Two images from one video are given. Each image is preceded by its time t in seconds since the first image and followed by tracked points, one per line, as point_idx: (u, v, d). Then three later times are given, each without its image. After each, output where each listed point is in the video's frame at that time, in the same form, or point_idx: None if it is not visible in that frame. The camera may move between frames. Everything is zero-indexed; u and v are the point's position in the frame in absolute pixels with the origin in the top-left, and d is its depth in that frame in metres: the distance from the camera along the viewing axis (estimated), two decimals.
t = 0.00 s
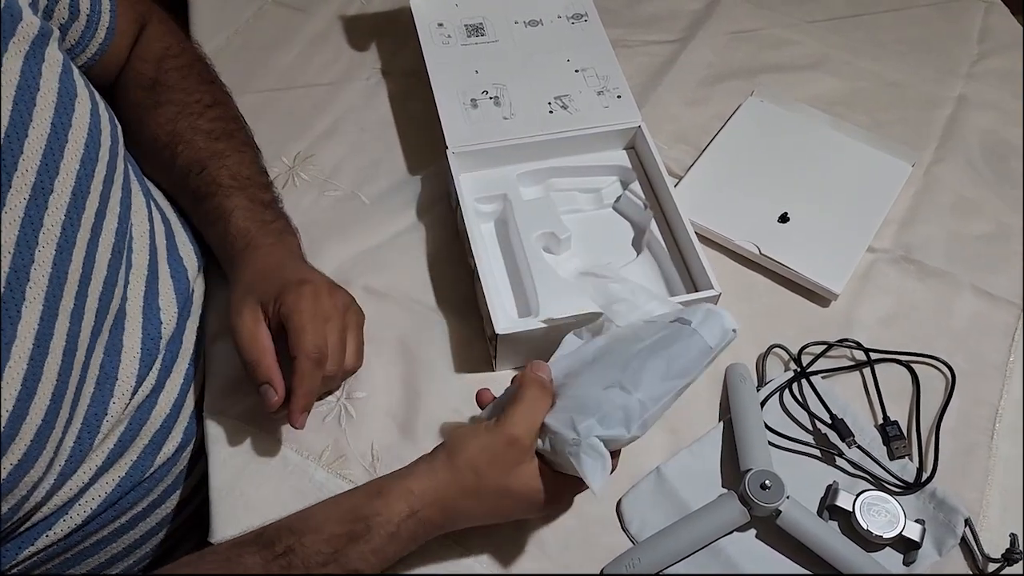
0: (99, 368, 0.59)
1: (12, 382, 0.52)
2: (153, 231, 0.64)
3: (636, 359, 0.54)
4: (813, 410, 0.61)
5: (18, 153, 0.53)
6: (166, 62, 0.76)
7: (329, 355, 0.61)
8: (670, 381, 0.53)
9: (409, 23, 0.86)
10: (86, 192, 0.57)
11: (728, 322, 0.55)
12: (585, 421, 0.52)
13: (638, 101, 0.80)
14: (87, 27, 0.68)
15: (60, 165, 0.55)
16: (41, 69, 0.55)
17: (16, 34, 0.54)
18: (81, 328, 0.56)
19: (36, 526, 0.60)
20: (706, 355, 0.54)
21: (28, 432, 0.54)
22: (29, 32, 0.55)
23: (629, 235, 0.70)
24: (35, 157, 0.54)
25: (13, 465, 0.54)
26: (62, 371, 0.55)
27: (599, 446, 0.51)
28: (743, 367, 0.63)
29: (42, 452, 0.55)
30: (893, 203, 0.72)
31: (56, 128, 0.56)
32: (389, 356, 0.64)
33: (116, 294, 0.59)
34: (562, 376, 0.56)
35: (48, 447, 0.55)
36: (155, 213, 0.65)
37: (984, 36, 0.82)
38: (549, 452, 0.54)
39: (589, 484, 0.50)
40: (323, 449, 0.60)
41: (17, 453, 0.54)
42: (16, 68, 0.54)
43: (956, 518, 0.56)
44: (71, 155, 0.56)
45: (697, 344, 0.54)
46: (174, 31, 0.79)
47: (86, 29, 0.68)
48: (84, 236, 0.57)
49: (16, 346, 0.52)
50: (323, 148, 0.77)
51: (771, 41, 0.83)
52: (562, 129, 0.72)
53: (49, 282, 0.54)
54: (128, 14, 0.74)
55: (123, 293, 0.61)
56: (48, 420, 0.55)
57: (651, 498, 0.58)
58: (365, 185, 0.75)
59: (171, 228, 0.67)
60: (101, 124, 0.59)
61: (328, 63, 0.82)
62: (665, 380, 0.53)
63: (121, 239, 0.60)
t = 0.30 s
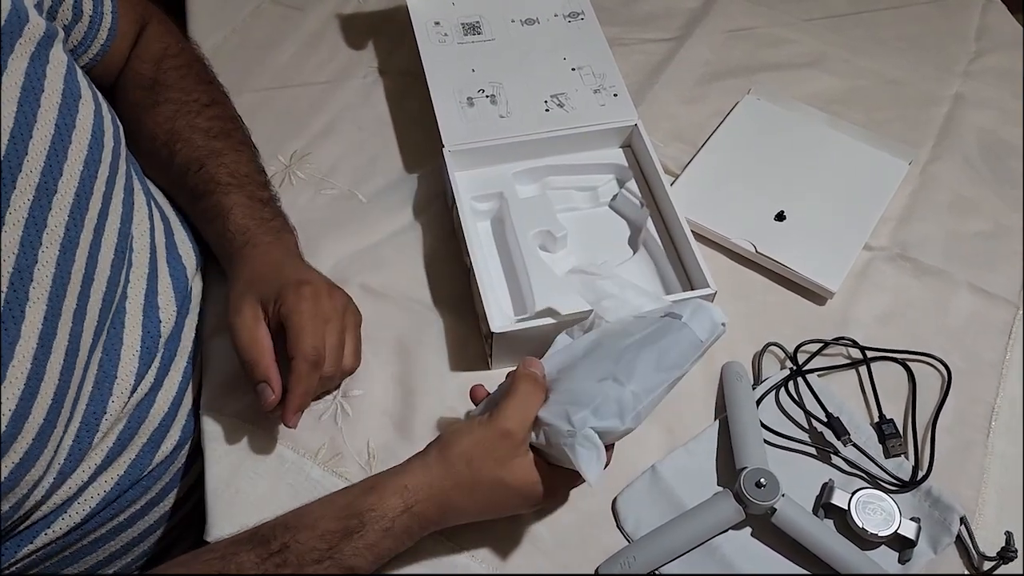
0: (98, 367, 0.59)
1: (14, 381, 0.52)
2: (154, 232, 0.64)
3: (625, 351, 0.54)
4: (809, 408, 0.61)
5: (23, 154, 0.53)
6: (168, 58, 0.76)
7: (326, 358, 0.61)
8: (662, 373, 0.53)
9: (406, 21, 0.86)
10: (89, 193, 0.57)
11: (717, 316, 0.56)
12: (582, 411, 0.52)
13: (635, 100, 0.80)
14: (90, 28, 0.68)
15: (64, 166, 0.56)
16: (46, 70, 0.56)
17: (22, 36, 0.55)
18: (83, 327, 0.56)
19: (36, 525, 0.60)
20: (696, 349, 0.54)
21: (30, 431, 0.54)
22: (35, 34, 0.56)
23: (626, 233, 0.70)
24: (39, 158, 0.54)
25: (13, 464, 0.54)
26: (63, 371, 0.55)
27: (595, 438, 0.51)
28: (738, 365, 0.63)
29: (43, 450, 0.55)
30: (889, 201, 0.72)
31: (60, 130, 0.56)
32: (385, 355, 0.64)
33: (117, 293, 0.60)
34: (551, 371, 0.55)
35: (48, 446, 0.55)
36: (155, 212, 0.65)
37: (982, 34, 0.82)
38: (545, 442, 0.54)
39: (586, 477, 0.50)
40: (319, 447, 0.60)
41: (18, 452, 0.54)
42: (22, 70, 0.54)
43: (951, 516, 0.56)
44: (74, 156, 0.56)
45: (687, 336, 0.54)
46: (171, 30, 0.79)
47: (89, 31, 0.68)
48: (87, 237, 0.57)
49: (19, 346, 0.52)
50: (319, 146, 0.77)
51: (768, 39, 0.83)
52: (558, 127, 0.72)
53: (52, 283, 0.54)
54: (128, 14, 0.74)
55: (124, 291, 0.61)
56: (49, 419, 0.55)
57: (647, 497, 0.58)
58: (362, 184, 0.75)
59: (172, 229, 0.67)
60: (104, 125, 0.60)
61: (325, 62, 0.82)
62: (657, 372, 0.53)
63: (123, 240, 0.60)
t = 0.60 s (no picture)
0: (103, 359, 0.59)
1: (19, 372, 0.53)
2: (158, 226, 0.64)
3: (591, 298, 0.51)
4: (807, 403, 0.62)
5: (26, 145, 0.54)
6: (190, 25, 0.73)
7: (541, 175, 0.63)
8: (633, 314, 0.51)
9: (406, 18, 0.86)
10: (91, 186, 0.57)
11: (673, 224, 0.52)
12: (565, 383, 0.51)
13: (633, 96, 0.80)
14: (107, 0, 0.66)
15: (65, 158, 0.56)
16: (47, 64, 0.56)
17: (20, 28, 0.55)
18: (87, 320, 0.57)
19: (41, 515, 0.60)
20: (662, 270, 0.51)
21: (34, 425, 0.54)
22: (33, 28, 0.56)
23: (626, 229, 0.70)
24: (42, 151, 0.54)
25: (20, 454, 0.54)
26: (68, 362, 0.55)
27: (581, 410, 0.52)
28: (737, 360, 0.63)
29: (49, 441, 0.55)
30: (888, 197, 0.72)
31: (61, 123, 0.56)
32: (383, 351, 0.64)
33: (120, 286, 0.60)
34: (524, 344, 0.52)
35: (55, 436, 0.55)
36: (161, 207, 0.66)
37: (981, 31, 0.82)
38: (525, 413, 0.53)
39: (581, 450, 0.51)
40: (316, 442, 0.60)
41: (25, 442, 0.54)
42: (24, 64, 0.55)
43: (949, 510, 0.56)
44: (77, 149, 0.57)
45: (651, 263, 0.51)
46: None
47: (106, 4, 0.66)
48: (89, 230, 0.57)
49: (25, 336, 0.53)
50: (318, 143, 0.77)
51: (767, 36, 0.83)
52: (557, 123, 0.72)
53: (55, 276, 0.54)
54: None
55: (128, 285, 0.61)
56: (55, 411, 0.55)
57: (645, 490, 0.58)
58: (361, 179, 0.75)
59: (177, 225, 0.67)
60: (105, 118, 0.60)
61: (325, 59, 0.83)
62: (627, 316, 0.51)
63: (127, 233, 0.60)
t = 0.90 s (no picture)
0: (111, 357, 0.60)
1: (27, 370, 0.53)
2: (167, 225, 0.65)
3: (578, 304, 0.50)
4: (806, 399, 0.62)
5: (40, 146, 0.54)
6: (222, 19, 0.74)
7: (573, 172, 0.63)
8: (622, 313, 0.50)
9: (407, 18, 0.86)
10: (102, 187, 0.58)
11: (656, 208, 0.51)
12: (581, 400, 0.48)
13: (633, 95, 0.81)
14: None
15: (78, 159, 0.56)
16: (63, 67, 0.57)
17: (35, 33, 0.56)
18: (96, 319, 0.57)
19: (46, 510, 0.61)
20: (647, 260, 0.50)
21: (42, 421, 0.54)
22: (48, 31, 0.57)
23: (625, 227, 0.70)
24: (55, 152, 0.55)
25: (26, 451, 0.54)
26: (76, 361, 0.56)
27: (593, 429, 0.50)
28: (737, 357, 0.63)
29: (55, 439, 0.56)
30: (887, 195, 0.72)
31: (76, 125, 0.57)
32: (383, 349, 0.65)
33: (130, 286, 0.61)
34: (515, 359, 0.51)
35: (61, 434, 0.56)
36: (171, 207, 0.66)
37: (980, 30, 0.82)
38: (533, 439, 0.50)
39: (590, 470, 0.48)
40: (317, 439, 0.60)
41: (31, 440, 0.54)
42: (42, 66, 0.55)
43: (947, 506, 0.56)
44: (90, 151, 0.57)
45: (636, 257, 0.50)
46: None
47: None
48: (99, 230, 0.57)
49: (33, 335, 0.53)
50: (321, 143, 0.78)
51: (767, 35, 0.84)
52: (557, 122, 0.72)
53: (64, 275, 0.55)
54: None
55: (137, 284, 0.62)
56: (61, 409, 0.55)
57: (645, 486, 0.58)
58: (363, 179, 0.75)
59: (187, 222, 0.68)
60: (120, 119, 0.60)
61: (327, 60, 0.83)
62: (620, 318, 0.50)
63: (137, 233, 0.61)
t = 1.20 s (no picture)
0: (126, 350, 0.60)
1: (40, 361, 0.54)
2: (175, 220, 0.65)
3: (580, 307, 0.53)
4: (811, 398, 0.62)
5: (49, 138, 0.55)
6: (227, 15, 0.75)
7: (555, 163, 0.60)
8: (622, 315, 0.53)
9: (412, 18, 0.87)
10: (112, 179, 0.59)
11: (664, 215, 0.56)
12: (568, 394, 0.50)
13: (638, 95, 0.81)
14: None
15: (88, 151, 0.57)
16: (71, 57, 0.58)
17: (43, 22, 0.57)
18: (105, 313, 0.57)
19: (58, 504, 0.61)
20: (651, 265, 0.54)
21: (53, 415, 0.55)
22: (56, 22, 0.58)
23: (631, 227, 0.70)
24: (64, 143, 0.56)
25: (39, 443, 0.55)
26: (87, 355, 0.56)
27: (590, 425, 0.51)
28: (742, 355, 0.63)
29: (67, 432, 0.56)
30: (893, 194, 0.72)
31: (84, 116, 0.57)
32: (389, 348, 0.65)
33: (140, 280, 0.61)
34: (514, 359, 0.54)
35: (73, 427, 0.56)
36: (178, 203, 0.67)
37: (985, 29, 0.82)
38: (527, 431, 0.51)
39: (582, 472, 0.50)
40: (324, 438, 0.61)
41: (44, 432, 0.55)
42: (50, 57, 0.56)
43: (953, 504, 0.56)
44: (99, 142, 0.58)
45: (639, 261, 0.54)
46: None
47: None
48: (109, 222, 0.58)
49: (45, 327, 0.54)
50: (328, 141, 0.78)
51: (771, 35, 0.84)
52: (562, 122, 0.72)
53: (75, 266, 0.56)
54: None
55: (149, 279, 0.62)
56: (74, 402, 0.56)
57: (652, 484, 0.58)
58: (369, 178, 0.76)
59: (196, 219, 0.68)
60: (127, 111, 0.61)
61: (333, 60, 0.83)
62: (624, 315, 0.53)
63: (145, 225, 0.62)
